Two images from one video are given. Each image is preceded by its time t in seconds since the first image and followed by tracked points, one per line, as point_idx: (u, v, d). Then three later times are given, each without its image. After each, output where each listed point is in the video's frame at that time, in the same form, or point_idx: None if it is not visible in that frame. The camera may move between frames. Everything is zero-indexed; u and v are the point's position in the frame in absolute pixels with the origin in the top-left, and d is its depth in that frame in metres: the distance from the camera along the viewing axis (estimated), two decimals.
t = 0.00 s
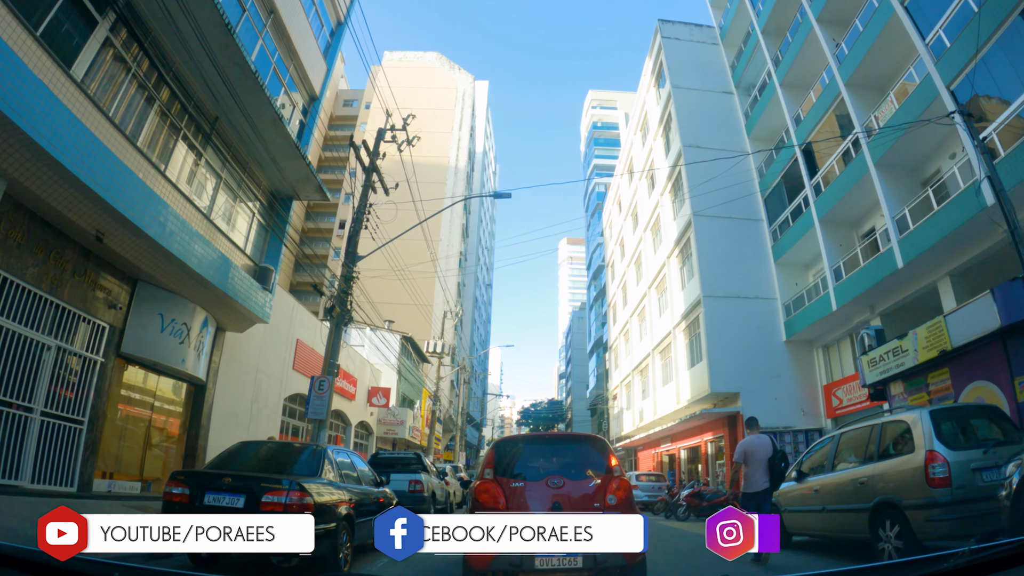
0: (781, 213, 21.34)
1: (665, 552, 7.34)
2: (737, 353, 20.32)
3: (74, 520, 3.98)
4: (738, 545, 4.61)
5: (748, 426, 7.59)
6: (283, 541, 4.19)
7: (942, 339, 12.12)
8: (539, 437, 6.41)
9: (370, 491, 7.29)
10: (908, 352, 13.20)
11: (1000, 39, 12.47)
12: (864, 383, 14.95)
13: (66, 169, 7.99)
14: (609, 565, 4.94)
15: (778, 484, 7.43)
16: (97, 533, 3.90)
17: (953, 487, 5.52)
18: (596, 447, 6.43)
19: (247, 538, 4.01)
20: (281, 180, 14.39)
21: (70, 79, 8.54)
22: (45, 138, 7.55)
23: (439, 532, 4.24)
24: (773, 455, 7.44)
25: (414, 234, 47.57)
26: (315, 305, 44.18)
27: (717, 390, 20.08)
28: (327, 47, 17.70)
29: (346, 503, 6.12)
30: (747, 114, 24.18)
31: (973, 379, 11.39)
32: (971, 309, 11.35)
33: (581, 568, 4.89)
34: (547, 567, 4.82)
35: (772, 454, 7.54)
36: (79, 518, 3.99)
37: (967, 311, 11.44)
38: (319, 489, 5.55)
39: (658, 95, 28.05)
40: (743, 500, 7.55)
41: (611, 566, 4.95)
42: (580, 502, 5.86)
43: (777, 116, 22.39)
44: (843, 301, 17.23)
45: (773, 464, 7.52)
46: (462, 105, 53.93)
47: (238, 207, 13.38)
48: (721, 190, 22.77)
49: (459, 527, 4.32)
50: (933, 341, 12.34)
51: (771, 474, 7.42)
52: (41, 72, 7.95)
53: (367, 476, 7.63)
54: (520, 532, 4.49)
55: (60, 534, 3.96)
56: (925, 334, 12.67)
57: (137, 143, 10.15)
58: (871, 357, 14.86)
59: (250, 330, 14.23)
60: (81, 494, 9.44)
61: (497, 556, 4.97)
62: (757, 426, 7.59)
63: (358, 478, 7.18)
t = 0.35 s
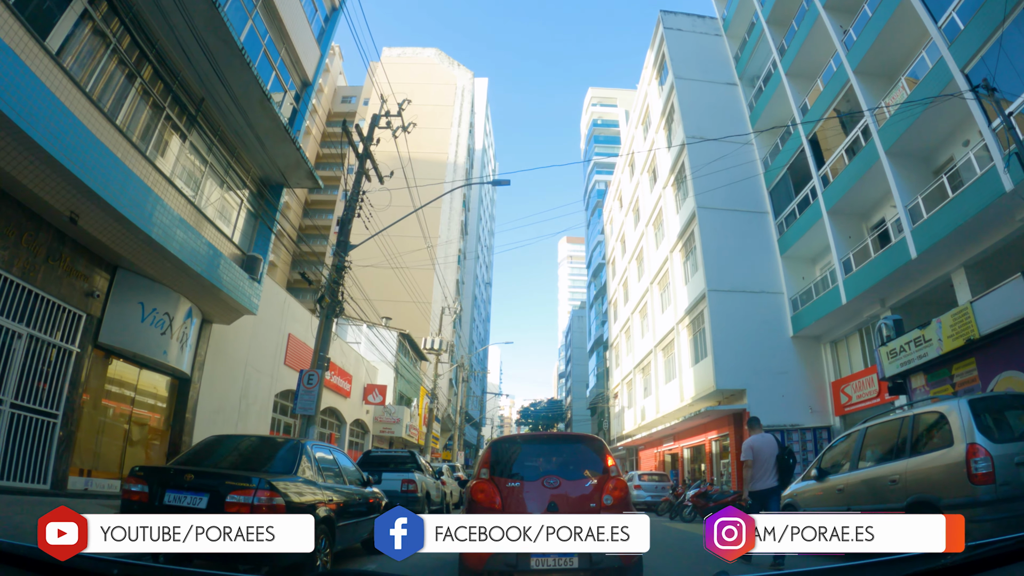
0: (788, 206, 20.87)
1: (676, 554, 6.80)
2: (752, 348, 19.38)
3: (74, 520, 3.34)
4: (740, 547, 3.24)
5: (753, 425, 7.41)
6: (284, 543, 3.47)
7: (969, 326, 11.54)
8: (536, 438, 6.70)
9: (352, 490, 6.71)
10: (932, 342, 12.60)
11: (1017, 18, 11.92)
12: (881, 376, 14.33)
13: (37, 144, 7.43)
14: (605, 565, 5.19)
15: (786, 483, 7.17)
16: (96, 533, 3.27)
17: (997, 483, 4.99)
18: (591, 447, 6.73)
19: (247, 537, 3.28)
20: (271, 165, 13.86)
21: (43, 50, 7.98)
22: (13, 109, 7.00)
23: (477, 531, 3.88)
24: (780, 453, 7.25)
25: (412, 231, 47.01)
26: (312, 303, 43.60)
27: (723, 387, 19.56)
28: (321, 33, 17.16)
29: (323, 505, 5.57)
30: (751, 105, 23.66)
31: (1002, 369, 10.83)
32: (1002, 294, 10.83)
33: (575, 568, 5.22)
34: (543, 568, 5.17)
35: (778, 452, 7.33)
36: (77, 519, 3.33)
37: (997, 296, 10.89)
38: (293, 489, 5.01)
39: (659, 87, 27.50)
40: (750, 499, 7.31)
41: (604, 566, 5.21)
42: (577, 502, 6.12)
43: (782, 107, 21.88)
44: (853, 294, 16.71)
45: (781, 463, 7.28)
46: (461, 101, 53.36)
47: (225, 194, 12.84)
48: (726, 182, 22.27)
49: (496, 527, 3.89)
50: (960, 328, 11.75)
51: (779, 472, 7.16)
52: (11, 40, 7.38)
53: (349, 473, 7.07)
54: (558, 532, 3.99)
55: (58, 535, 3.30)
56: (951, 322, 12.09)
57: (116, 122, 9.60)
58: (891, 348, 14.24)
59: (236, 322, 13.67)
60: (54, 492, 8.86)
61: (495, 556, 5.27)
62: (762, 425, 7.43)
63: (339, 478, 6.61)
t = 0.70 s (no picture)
0: (794, 198, 20.40)
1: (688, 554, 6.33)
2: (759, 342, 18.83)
3: (74, 521, 3.86)
4: (739, 545, 4.32)
5: (755, 422, 7.17)
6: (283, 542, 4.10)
7: (997, 313, 10.97)
8: (534, 438, 6.52)
9: (335, 489, 6.18)
10: (957, 330, 12.02)
11: None
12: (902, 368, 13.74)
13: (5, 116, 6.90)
14: (603, 566, 5.10)
15: (789, 484, 6.89)
16: (97, 533, 3.81)
17: None
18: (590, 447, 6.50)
19: (244, 537, 3.98)
20: (260, 150, 13.34)
21: (14, 17, 7.44)
22: None
23: (481, 531, 4.76)
24: (782, 451, 7.05)
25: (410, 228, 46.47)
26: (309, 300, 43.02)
27: (729, 383, 19.05)
28: (315, 19, 16.59)
29: (298, 506, 5.06)
30: (755, 97, 23.13)
31: None
32: None
33: (574, 569, 5.11)
34: (540, 568, 5.08)
35: (780, 451, 7.12)
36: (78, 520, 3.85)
37: None
38: (262, 489, 4.55)
39: (662, 79, 26.95)
40: (752, 500, 7.08)
41: (604, 568, 5.11)
42: (576, 503, 5.93)
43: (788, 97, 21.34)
44: (863, 287, 16.21)
45: (783, 463, 7.04)
46: (460, 97, 52.81)
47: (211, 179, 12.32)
48: (730, 175, 21.79)
49: (499, 527, 4.73)
50: (989, 315, 11.16)
51: (782, 472, 6.90)
52: None
53: (332, 469, 6.53)
54: (559, 532, 4.65)
55: (60, 535, 3.78)
56: (978, 308, 11.52)
57: (94, 100, 9.07)
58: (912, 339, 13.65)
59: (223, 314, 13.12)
60: (28, 490, 8.31)
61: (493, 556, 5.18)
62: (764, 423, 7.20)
63: (320, 476, 6.08)
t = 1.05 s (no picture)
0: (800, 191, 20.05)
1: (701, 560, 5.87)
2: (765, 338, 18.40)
3: (76, 520, 3.54)
4: (742, 545, 3.79)
5: (761, 421, 6.71)
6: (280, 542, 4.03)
7: None
8: (533, 437, 6.30)
9: (316, 488, 5.69)
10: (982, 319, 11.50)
11: None
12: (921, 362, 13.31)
13: None
14: (600, 566, 5.01)
15: (795, 486, 6.47)
16: (97, 533, 3.43)
17: None
18: (588, 447, 6.27)
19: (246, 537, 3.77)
20: (251, 137, 12.91)
21: None
22: None
23: (483, 531, 4.27)
24: (789, 453, 6.60)
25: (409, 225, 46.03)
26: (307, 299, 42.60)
27: (735, 380, 18.62)
28: (309, 5, 16.15)
29: (269, 507, 4.58)
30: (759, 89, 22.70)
31: None
32: None
33: (571, 570, 5.00)
34: (536, 569, 4.99)
35: (786, 452, 6.67)
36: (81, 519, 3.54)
37: None
38: (225, 489, 4.09)
39: (664, 72, 26.51)
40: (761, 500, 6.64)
41: (600, 568, 5.01)
42: (574, 504, 5.75)
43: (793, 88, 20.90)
44: (873, 281, 15.77)
45: (789, 464, 6.60)
46: (459, 94, 52.41)
47: (198, 165, 11.88)
48: (734, 167, 21.43)
49: (499, 527, 4.22)
50: (1015, 302, 10.65)
51: (788, 474, 6.47)
52: None
53: (314, 466, 6.04)
54: (560, 532, 4.23)
55: (61, 534, 3.46)
56: (1003, 295, 11.02)
57: (74, 78, 8.62)
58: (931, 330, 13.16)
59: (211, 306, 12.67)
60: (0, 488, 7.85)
61: (489, 557, 5.06)
62: (771, 423, 6.75)
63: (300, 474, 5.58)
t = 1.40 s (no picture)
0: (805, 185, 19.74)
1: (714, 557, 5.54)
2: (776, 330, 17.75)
3: (76, 520, 3.20)
4: (742, 547, 3.11)
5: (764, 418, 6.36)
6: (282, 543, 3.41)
7: None
8: (532, 437, 6.19)
9: (295, 488, 5.29)
10: (1002, 311, 11.04)
11: None
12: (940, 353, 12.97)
13: None
14: (597, 566, 4.70)
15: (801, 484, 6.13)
16: (98, 533, 3.15)
17: None
18: (585, 447, 6.17)
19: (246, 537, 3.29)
20: (242, 125, 12.56)
21: None
22: None
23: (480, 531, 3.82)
24: (794, 450, 6.26)
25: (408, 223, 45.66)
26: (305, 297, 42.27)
27: (740, 378, 18.28)
28: None
29: (241, 508, 4.20)
30: (762, 82, 22.35)
31: None
32: None
33: (568, 569, 4.77)
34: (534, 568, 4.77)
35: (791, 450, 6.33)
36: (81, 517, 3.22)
37: None
38: (188, 489, 3.72)
39: (666, 66, 26.16)
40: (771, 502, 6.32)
41: (597, 567, 4.70)
42: (573, 503, 5.63)
43: (798, 80, 20.53)
44: (881, 275, 15.42)
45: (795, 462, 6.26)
46: (459, 92, 52.09)
47: (187, 154, 11.52)
48: (738, 161, 21.13)
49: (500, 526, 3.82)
50: None
51: (793, 472, 6.12)
52: None
53: (295, 463, 5.64)
54: (561, 533, 3.86)
55: (60, 534, 3.13)
56: None
57: (57, 60, 8.27)
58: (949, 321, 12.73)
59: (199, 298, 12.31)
60: None
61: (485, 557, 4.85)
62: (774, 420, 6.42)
63: (279, 473, 5.18)
